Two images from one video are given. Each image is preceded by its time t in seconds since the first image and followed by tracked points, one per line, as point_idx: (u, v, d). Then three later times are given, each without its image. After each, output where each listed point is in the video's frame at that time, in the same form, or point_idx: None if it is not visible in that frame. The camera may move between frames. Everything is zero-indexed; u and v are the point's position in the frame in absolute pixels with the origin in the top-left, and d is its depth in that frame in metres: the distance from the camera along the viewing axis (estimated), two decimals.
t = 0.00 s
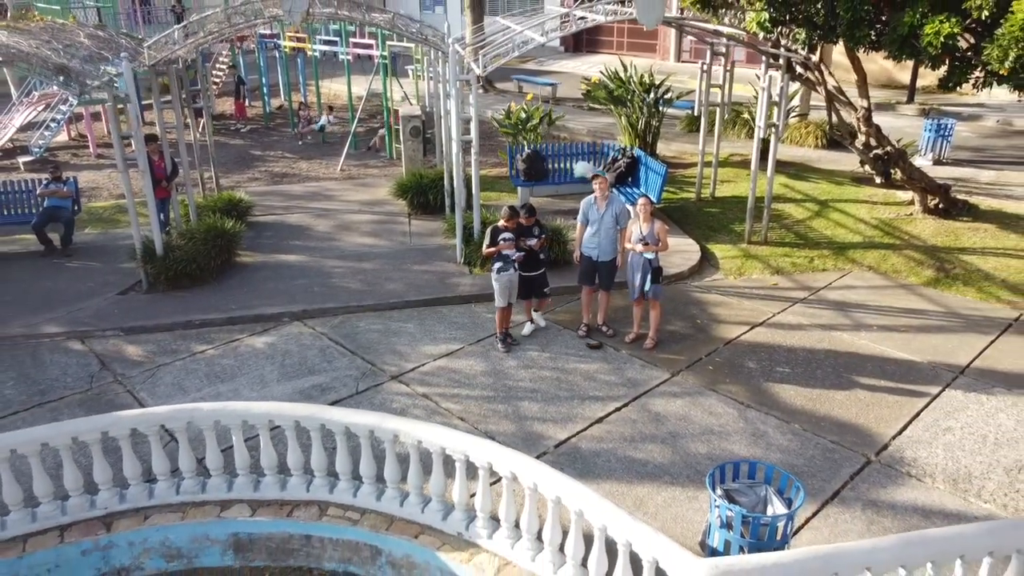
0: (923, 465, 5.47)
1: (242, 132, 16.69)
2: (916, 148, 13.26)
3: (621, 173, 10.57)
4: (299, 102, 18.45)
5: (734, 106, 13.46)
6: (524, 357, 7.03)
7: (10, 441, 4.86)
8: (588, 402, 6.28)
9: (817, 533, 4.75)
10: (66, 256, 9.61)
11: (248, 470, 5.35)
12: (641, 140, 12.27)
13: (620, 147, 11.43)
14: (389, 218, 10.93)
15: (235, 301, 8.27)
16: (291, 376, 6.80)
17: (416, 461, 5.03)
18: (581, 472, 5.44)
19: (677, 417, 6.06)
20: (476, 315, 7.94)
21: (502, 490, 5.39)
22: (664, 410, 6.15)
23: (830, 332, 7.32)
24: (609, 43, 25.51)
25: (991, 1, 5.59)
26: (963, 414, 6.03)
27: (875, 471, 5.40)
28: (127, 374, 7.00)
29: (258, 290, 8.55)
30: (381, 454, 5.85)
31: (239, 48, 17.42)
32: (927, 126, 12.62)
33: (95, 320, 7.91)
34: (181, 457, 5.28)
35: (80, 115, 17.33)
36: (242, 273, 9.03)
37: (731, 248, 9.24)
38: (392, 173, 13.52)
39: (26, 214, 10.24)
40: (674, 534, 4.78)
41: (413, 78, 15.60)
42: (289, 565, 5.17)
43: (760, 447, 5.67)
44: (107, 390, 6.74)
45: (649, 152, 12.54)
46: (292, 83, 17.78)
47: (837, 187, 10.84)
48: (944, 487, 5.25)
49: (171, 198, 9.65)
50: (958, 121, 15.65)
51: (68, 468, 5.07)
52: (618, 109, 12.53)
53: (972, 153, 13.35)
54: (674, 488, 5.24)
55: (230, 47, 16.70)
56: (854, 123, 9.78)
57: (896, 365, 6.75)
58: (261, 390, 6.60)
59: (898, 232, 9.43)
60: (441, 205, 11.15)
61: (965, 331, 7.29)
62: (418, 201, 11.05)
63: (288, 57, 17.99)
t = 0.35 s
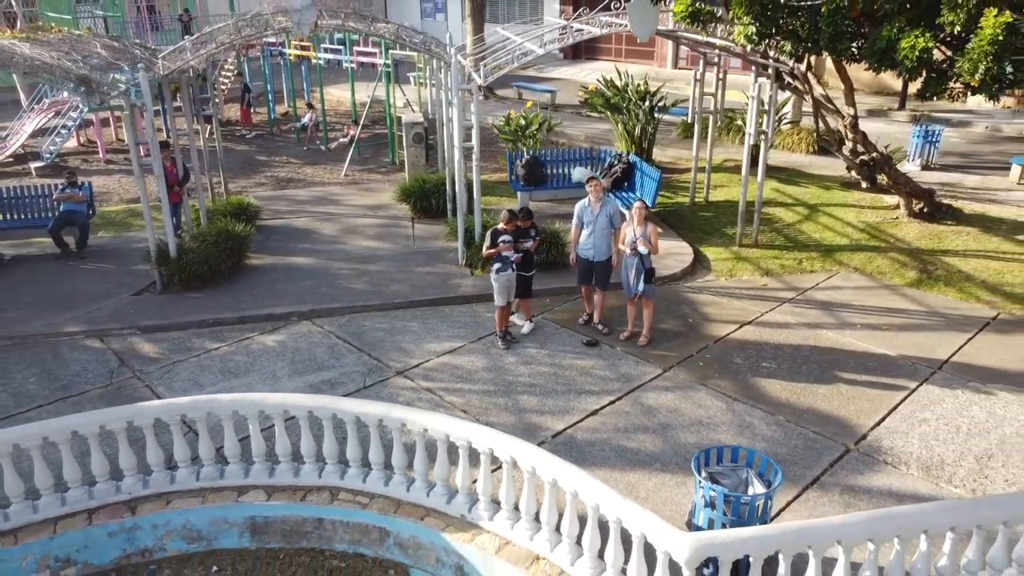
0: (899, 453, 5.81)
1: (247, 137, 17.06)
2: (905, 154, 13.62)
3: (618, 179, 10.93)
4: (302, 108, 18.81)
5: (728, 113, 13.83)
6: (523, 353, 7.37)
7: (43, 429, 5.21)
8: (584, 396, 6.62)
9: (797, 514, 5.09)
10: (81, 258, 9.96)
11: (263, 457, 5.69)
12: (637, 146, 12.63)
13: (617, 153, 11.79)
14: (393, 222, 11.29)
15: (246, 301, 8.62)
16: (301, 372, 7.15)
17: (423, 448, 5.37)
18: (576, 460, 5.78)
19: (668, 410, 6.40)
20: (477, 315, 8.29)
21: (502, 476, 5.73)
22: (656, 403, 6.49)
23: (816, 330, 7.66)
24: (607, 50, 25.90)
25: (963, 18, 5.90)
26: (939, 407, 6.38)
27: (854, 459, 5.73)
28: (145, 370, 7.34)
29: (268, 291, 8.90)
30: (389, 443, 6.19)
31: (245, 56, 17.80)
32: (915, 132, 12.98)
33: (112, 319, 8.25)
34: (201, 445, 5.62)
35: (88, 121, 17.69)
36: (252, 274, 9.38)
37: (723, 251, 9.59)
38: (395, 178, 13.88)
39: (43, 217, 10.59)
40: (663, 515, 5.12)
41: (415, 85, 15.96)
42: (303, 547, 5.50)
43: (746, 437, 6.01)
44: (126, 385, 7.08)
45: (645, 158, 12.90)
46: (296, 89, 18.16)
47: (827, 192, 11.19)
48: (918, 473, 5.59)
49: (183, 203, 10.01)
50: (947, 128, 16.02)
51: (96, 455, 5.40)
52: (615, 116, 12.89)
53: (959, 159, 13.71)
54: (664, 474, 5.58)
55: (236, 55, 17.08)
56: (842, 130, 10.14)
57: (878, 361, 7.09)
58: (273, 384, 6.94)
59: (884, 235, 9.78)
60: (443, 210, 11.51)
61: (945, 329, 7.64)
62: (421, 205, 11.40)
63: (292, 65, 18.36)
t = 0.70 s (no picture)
0: (877, 442, 6.17)
1: (253, 144, 17.44)
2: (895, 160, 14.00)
3: (615, 184, 11.29)
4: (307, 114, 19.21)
5: (722, 120, 14.21)
6: (523, 350, 7.74)
7: (74, 417, 5.59)
8: (581, 390, 6.98)
9: (778, 497, 5.45)
10: (97, 260, 10.33)
11: (279, 446, 6.06)
12: (634, 152, 13.01)
13: (614, 159, 12.16)
14: (397, 226, 11.66)
15: (257, 301, 8.98)
16: (312, 368, 7.51)
17: (429, 437, 5.73)
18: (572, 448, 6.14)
19: (660, 402, 6.77)
20: (479, 314, 8.65)
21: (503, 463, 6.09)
22: (649, 397, 6.86)
23: (803, 328, 8.03)
24: (606, 58, 26.32)
25: (936, 33, 6.28)
26: (916, 400, 6.74)
27: (834, 447, 6.09)
28: (162, 366, 7.70)
29: (278, 291, 9.27)
30: (396, 433, 6.55)
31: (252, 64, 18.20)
32: (904, 139, 13.36)
33: (130, 318, 8.62)
34: (220, 435, 5.99)
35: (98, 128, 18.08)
36: (262, 276, 9.75)
37: (715, 253, 9.96)
38: (398, 183, 14.26)
39: (59, 221, 10.96)
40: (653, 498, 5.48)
41: (418, 93, 16.36)
42: (316, 530, 5.86)
43: (733, 428, 6.37)
44: (146, 380, 7.45)
45: (642, 163, 13.28)
46: (301, 96, 18.57)
47: (817, 197, 11.56)
48: (894, 461, 5.95)
49: (196, 207, 10.38)
50: (937, 134, 16.41)
51: (122, 442, 5.77)
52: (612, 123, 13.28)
53: (948, 164, 14.08)
54: (655, 461, 5.94)
55: (243, 63, 17.48)
56: (830, 137, 10.51)
57: (860, 357, 7.45)
58: (286, 379, 7.30)
59: (871, 238, 10.15)
60: (446, 214, 11.88)
61: (926, 327, 8.00)
62: (424, 209, 11.77)
63: (297, 72, 18.77)
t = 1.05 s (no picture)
0: (857, 433, 6.55)
1: (260, 150, 17.86)
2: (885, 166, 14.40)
3: (612, 190, 11.68)
4: (312, 122, 19.62)
5: (717, 128, 14.62)
6: (524, 348, 8.13)
7: (105, 408, 6.00)
8: (578, 385, 7.37)
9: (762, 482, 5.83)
10: (114, 263, 10.72)
11: (294, 436, 6.45)
12: (631, 159, 13.41)
13: (611, 166, 12.56)
14: (402, 230, 12.06)
15: (269, 302, 9.37)
16: (323, 364, 7.90)
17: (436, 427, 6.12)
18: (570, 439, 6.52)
19: (653, 397, 7.15)
20: (482, 314, 9.05)
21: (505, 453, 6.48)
22: (643, 392, 7.24)
23: (791, 328, 8.42)
24: (605, 66, 26.76)
25: (912, 49, 6.76)
26: (896, 394, 7.13)
27: (817, 438, 6.47)
28: (180, 363, 8.09)
29: (289, 293, 9.66)
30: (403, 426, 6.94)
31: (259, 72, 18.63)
32: (893, 146, 13.77)
33: (148, 318, 9.01)
34: (240, 425, 6.39)
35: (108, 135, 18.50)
36: (273, 278, 10.15)
37: (708, 257, 10.35)
38: (402, 189, 14.66)
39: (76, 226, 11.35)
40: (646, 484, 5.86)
41: (421, 101, 16.78)
42: (329, 515, 6.24)
43: (722, 420, 6.75)
44: (165, 376, 7.84)
45: (639, 170, 13.69)
46: (307, 104, 18.99)
47: (808, 202, 11.96)
48: (872, 450, 6.33)
49: (209, 212, 10.78)
50: (927, 141, 16.83)
51: (149, 432, 6.18)
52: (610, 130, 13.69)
53: (937, 171, 14.48)
54: (648, 451, 6.32)
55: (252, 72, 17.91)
56: (819, 144, 10.92)
57: (844, 354, 7.84)
58: (298, 375, 7.69)
59: (858, 242, 10.55)
60: (449, 219, 12.28)
61: (908, 327, 8.40)
62: (428, 215, 12.18)
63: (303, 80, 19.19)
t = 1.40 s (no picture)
0: (840, 424, 6.95)
1: (267, 157, 18.29)
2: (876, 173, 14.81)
3: (610, 196, 12.10)
4: (318, 129, 20.05)
5: (713, 135, 15.05)
6: (525, 346, 8.54)
7: (133, 399, 6.41)
8: (577, 380, 7.78)
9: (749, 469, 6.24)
10: (130, 265, 11.15)
11: (310, 427, 6.86)
12: (628, 166, 13.84)
13: (610, 172, 12.97)
14: (407, 234, 12.48)
15: (281, 303, 9.79)
16: (334, 361, 8.31)
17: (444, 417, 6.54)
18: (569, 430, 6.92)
19: (648, 391, 7.56)
20: (485, 314, 9.46)
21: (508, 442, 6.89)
22: (638, 386, 7.65)
23: (780, 327, 8.82)
24: (604, 74, 27.21)
25: (890, 64, 7.17)
26: (878, 388, 7.53)
27: (802, 428, 6.87)
28: (199, 360, 8.50)
29: (299, 294, 10.08)
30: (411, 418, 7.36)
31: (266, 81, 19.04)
32: (883, 153, 14.19)
33: (165, 318, 9.42)
34: (259, 416, 6.80)
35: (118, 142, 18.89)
36: (284, 280, 10.57)
37: (702, 260, 10.77)
38: (407, 194, 15.08)
39: (93, 229, 11.75)
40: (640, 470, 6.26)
41: (425, 109, 17.21)
42: (343, 500, 6.64)
43: (712, 412, 7.16)
44: (185, 372, 8.26)
45: (636, 176, 14.11)
46: (312, 112, 19.41)
47: (800, 208, 12.38)
48: (853, 439, 6.73)
49: (222, 217, 11.20)
50: (918, 148, 17.25)
51: (174, 422, 6.59)
52: (608, 138, 14.12)
53: (926, 177, 14.90)
54: (642, 440, 6.73)
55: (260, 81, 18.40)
56: (809, 152, 11.34)
57: (830, 352, 8.24)
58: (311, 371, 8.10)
59: (847, 246, 10.96)
60: (453, 223, 12.70)
61: (891, 326, 8.80)
62: (432, 219, 12.60)
63: (309, 89, 19.63)
